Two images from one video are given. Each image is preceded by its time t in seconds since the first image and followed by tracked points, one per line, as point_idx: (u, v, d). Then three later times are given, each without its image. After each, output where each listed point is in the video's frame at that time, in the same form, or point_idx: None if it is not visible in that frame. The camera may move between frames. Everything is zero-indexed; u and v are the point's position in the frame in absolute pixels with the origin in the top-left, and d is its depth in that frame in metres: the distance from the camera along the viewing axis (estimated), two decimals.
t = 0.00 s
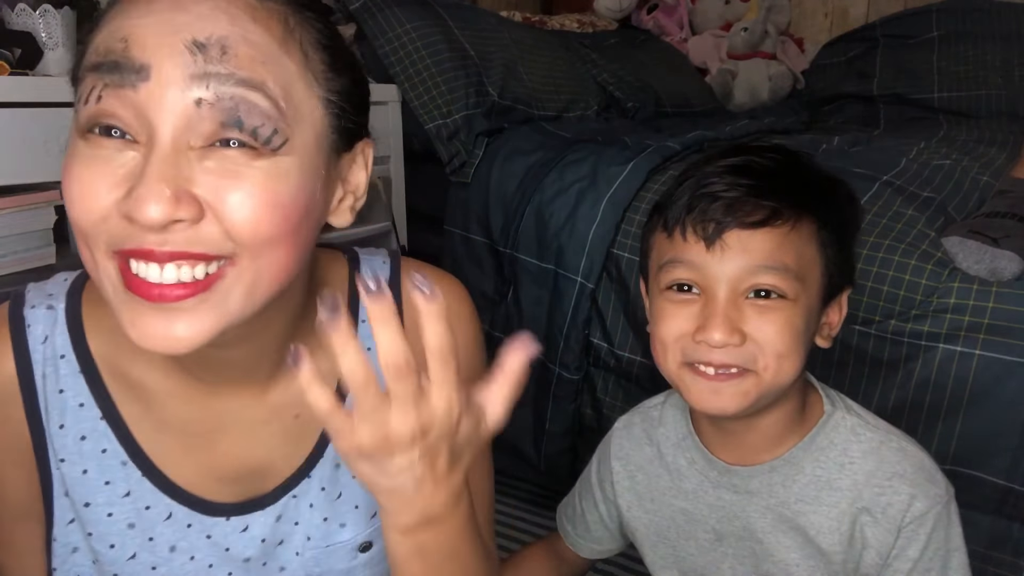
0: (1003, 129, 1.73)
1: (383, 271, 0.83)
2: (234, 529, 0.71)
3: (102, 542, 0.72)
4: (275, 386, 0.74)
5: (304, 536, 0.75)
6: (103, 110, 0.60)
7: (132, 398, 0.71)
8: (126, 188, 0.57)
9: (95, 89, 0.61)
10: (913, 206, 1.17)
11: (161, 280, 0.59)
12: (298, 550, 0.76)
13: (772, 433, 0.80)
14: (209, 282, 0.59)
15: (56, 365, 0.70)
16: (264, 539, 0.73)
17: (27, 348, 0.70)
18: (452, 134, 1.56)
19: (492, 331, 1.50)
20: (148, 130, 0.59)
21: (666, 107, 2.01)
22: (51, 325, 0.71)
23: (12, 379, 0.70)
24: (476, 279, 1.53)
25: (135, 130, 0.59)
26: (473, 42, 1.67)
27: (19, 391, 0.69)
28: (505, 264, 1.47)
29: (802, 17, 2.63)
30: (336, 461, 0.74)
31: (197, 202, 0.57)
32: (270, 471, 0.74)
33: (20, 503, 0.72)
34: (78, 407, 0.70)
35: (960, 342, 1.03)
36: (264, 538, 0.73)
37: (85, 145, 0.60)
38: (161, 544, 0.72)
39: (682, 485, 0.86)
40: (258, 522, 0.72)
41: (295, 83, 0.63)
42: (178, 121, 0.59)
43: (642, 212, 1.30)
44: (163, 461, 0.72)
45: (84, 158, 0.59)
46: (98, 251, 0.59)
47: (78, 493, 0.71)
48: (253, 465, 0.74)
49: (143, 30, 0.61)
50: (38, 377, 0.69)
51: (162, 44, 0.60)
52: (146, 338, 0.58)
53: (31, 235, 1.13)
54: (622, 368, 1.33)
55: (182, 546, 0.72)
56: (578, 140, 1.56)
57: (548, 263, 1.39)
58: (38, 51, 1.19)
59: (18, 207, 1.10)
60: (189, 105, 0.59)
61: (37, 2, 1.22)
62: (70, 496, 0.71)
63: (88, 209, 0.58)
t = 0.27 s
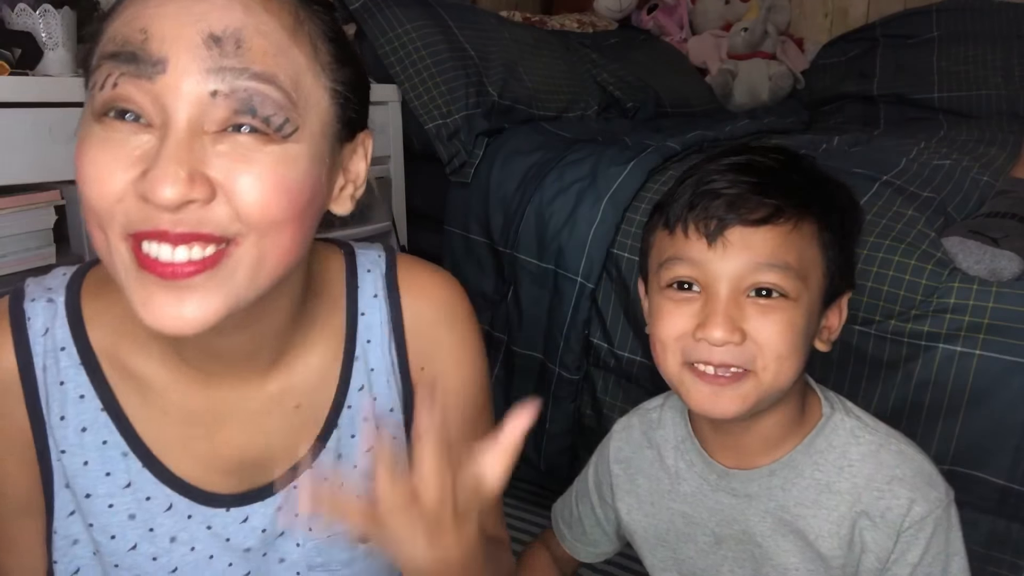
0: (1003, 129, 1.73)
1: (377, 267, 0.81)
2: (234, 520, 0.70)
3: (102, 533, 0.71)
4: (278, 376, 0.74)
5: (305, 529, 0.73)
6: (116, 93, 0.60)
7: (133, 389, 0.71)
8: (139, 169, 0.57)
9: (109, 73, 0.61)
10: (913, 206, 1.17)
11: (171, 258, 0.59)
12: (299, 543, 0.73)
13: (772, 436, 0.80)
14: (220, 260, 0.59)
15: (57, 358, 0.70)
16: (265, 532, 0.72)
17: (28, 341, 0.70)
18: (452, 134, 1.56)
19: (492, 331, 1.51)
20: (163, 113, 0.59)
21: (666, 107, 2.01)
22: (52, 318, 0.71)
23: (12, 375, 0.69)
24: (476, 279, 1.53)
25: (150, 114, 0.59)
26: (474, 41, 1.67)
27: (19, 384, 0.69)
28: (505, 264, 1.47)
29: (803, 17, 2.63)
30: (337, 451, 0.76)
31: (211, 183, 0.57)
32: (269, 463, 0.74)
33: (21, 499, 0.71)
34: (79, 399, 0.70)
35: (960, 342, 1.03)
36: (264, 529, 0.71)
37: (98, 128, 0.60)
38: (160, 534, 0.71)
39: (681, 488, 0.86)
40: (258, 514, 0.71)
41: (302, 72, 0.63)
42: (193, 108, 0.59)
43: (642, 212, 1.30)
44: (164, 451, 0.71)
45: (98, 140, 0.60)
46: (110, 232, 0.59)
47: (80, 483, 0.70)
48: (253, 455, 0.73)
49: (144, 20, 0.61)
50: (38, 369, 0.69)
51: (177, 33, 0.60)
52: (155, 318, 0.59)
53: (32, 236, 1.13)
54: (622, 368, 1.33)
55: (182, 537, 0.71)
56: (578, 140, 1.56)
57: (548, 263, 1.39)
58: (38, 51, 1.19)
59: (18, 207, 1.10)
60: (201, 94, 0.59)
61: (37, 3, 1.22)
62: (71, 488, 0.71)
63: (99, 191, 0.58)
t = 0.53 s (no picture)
0: (1003, 129, 1.73)
1: (373, 252, 0.76)
2: (246, 493, 0.65)
3: (118, 510, 0.63)
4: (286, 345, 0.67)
5: (318, 498, 0.68)
6: (204, 85, 0.51)
7: (144, 365, 0.64)
8: (263, 178, 0.51)
9: (196, 64, 0.51)
10: (913, 206, 1.17)
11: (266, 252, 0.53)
12: (310, 513, 0.68)
13: (764, 427, 0.80)
14: (325, 257, 0.56)
15: (69, 341, 0.63)
16: (277, 504, 0.66)
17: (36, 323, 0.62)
18: (451, 134, 1.55)
19: (492, 331, 1.50)
20: (274, 117, 0.52)
21: (666, 107, 2.01)
22: (60, 302, 0.63)
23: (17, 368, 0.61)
24: (476, 279, 1.53)
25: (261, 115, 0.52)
26: (473, 42, 1.67)
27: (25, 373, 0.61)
28: (505, 264, 1.47)
29: (802, 17, 2.63)
30: (345, 421, 0.69)
31: (337, 188, 0.54)
32: (278, 434, 0.67)
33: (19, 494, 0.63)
34: (90, 377, 0.62)
35: (960, 342, 1.03)
36: (276, 500, 0.66)
37: (185, 122, 0.51)
38: (175, 510, 0.64)
39: (674, 483, 0.86)
40: (270, 484, 0.65)
41: (328, 69, 0.53)
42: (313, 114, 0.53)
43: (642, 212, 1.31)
44: (180, 427, 0.64)
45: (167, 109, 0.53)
46: (230, 239, 0.52)
47: (93, 462, 0.63)
48: (262, 428, 0.66)
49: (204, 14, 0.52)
50: (48, 350, 0.62)
51: (280, 29, 0.52)
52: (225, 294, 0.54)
53: (32, 236, 1.13)
54: (622, 368, 1.34)
55: (197, 512, 0.64)
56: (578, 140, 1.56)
57: (548, 263, 1.39)
58: (38, 50, 1.18)
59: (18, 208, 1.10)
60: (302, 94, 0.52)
61: (37, 3, 1.22)
62: (84, 470, 0.63)
63: (208, 202, 0.51)
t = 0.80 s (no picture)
0: (1003, 129, 1.73)
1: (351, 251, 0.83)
2: (235, 467, 0.74)
3: (115, 491, 0.72)
4: (267, 330, 0.77)
5: (301, 466, 0.77)
6: (261, 121, 0.64)
7: (133, 354, 0.73)
8: (314, 191, 0.66)
9: (245, 107, 0.63)
10: (913, 206, 1.17)
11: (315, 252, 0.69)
12: (295, 482, 0.77)
13: (755, 427, 0.80)
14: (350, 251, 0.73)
15: (60, 332, 0.71)
16: (264, 474, 0.75)
17: (30, 320, 0.70)
18: (452, 134, 1.55)
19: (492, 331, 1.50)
20: (322, 140, 0.67)
21: (666, 107, 2.01)
22: (49, 296, 0.72)
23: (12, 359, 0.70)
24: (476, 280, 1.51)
25: (306, 144, 0.65)
26: (474, 42, 1.67)
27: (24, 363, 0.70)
28: (506, 263, 1.46)
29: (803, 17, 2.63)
30: (323, 396, 0.78)
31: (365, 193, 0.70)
32: (262, 411, 0.77)
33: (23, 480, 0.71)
34: (84, 367, 0.71)
35: (960, 342, 1.03)
36: (265, 472, 0.75)
37: (239, 155, 0.64)
38: (170, 486, 0.73)
39: (668, 483, 0.85)
40: (257, 458, 0.75)
41: (345, 89, 0.67)
42: (343, 133, 0.68)
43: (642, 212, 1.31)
44: (168, 410, 0.73)
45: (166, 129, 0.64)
46: (288, 247, 0.66)
47: (91, 445, 0.71)
48: (246, 405, 0.76)
49: (244, 60, 0.63)
50: (43, 343, 0.70)
51: (303, 71, 0.65)
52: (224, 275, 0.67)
53: (34, 235, 1.13)
54: (622, 368, 1.34)
55: (190, 487, 0.73)
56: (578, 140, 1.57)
57: (548, 263, 1.39)
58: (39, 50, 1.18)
59: (19, 208, 1.10)
60: (335, 119, 0.67)
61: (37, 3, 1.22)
62: (81, 454, 0.72)
63: (273, 216, 0.64)
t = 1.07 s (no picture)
0: (1003, 129, 1.73)
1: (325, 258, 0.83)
2: (212, 467, 0.74)
3: (94, 491, 0.72)
4: (242, 334, 0.78)
5: (275, 466, 0.78)
6: (227, 135, 0.64)
7: (116, 357, 0.73)
8: (281, 202, 0.66)
9: (215, 120, 0.64)
10: (913, 206, 1.17)
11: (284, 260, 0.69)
12: (270, 482, 0.78)
13: (749, 426, 0.80)
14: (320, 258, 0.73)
15: (42, 336, 0.71)
16: (241, 474, 0.76)
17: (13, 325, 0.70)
18: (452, 134, 1.56)
19: (492, 331, 1.50)
20: (290, 154, 0.67)
21: (666, 107, 2.01)
22: (34, 302, 0.72)
23: None
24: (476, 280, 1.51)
25: (274, 158, 0.66)
26: (473, 42, 1.67)
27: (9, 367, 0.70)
28: (505, 264, 1.46)
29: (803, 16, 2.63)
30: (297, 399, 0.79)
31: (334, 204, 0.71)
32: (240, 413, 0.77)
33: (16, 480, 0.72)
34: (65, 370, 0.71)
35: (960, 342, 1.03)
36: (241, 472, 0.76)
37: (208, 167, 0.65)
38: (148, 486, 0.73)
39: (664, 482, 0.85)
40: (234, 458, 0.75)
41: (313, 105, 0.68)
42: (310, 146, 0.68)
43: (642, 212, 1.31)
44: (147, 414, 0.74)
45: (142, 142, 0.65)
46: (256, 255, 0.66)
47: (71, 446, 0.71)
48: (222, 406, 0.77)
49: (211, 77, 0.64)
50: (27, 349, 0.70)
51: (269, 88, 0.65)
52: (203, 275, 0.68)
53: (33, 236, 1.13)
54: (622, 368, 1.33)
55: (167, 487, 0.74)
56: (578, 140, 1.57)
57: (548, 263, 1.39)
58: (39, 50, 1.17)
59: (18, 207, 1.10)
60: (304, 133, 0.67)
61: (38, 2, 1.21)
62: (61, 456, 0.72)
63: (241, 226, 0.65)
